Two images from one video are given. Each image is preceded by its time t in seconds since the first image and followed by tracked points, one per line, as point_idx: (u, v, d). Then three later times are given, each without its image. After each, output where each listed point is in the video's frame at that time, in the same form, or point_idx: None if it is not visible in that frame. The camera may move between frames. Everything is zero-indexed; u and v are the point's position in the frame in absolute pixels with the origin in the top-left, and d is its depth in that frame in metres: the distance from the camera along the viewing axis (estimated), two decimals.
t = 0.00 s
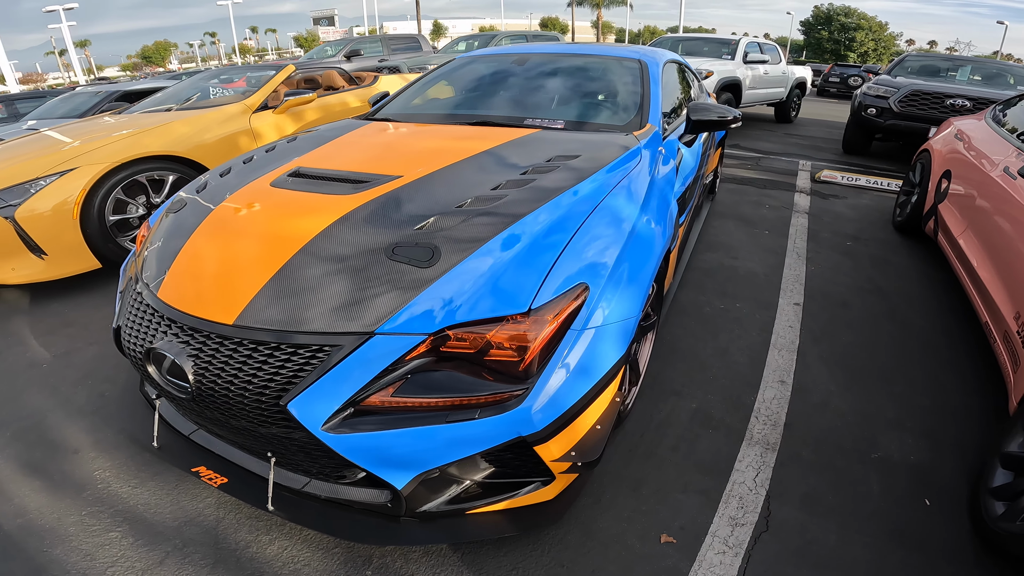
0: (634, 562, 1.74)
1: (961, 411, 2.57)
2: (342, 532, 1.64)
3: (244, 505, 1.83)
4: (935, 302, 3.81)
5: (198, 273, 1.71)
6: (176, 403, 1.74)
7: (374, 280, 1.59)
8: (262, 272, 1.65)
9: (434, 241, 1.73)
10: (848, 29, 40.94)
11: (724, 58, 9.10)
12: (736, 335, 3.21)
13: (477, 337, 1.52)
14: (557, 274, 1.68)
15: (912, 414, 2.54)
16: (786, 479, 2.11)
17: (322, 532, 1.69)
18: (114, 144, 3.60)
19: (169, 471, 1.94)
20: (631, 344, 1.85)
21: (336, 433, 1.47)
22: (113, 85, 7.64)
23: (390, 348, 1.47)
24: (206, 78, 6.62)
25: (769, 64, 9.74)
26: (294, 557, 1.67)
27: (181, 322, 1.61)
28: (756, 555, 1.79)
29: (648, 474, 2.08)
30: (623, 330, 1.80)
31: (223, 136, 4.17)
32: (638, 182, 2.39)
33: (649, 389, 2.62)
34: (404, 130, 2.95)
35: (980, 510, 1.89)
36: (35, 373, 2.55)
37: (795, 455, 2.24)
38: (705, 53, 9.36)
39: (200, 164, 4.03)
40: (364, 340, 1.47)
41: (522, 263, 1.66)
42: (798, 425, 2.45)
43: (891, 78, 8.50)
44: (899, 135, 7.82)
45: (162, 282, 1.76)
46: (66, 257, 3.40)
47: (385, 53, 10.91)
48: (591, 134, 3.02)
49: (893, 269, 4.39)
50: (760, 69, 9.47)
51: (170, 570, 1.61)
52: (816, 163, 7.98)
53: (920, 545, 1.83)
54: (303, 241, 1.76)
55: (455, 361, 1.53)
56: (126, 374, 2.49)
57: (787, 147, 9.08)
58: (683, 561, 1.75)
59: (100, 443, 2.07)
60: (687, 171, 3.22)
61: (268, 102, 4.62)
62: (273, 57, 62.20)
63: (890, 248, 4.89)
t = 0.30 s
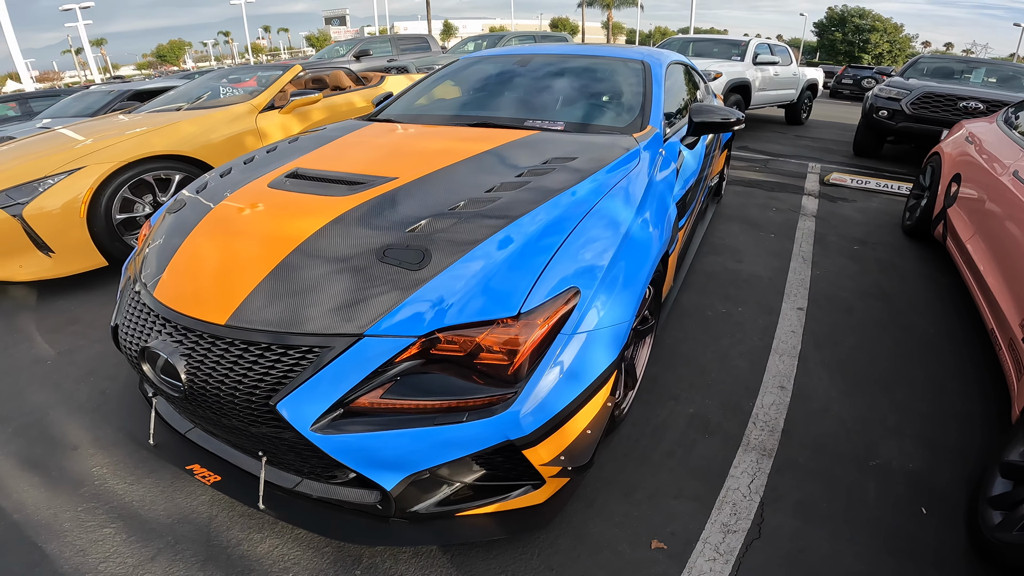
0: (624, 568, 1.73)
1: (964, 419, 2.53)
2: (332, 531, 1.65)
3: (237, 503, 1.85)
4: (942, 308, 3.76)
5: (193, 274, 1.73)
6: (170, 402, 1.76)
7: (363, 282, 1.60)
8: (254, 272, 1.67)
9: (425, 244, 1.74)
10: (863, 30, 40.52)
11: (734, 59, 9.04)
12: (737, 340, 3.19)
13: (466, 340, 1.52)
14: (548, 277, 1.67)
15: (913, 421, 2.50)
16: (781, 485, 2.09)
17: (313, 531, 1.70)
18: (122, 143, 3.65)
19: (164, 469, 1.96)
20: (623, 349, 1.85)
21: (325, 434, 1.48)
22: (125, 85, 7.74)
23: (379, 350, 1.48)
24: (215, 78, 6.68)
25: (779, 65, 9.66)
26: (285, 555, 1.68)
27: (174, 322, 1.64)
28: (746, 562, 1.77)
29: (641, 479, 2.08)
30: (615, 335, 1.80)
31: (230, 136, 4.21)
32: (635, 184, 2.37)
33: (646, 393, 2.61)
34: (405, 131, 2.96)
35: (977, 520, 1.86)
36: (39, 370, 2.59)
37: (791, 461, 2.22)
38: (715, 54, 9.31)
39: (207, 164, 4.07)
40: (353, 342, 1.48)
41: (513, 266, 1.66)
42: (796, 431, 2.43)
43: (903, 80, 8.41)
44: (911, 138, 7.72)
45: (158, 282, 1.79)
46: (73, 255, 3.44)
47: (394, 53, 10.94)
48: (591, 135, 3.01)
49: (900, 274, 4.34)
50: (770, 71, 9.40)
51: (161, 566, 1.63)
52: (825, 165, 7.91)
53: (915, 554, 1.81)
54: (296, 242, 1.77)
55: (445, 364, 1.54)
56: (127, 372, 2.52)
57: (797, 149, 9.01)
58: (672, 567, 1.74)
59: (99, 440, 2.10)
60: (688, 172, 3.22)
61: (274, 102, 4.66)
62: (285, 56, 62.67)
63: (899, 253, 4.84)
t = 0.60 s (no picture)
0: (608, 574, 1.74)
1: (964, 430, 2.50)
2: (318, 529, 1.67)
3: (229, 500, 1.88)
4: (950, 316, 3.71)
5: (188, 275, 1.78)
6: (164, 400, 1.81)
7: (351, 286, 1.63)
8: (247, 274, 1.70)
9: (414, 248, 1.76)
10: (883, 31, 39.95)
11: (746, 61, 8.97)
12: (737, 346, 3.17)
13: (452, 344, 1.53)
14: (534, 283, 1.69)
15: (911, 430, 2.48)
16: (772, 494, 2.08)
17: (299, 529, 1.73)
18: (132, 143, 3.72)
19: (159, 465, 2.00)
20: (611, 355, 1.86)
21: (310, 434, 1.51)
22: (141, 84, 7.87)
23: (364, 353, 1.50)
24: (226, 78, 6.76)
25: (793, 67, 9.57)
26: (272, 552, 1.71)
27: (168, 321, 1.68)
28: (732, 571, 1.77)
29: (631, 485, 2.08)
30: (603, 341, 1.81)
31: (238, 136, 4.27)
32: (631, 189, 2.37)
33: (641, 399, 2.61)
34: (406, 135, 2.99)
35: (969, 532, 1.84)
36: (46, 366, 2.65)
37: (783, 470, 2.21)
38: (727, 56, 9.26)
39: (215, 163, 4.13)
40: (339, 345, 1.50)
41: (500, 271, 1.67)
42: (790, 439, 2.41)
43: (920, 83, 8.28)
44: (926, 142, 7.60)
45: (155, 282, 1.83)
46: (83, 252, 3.51)
47: (406, 54, 10.99)
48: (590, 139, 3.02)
49: (908, 281, 4.28)
50: (783, 73, 9.31)
51: (151, 560, 1.67)
52: (838, 170, 7.81)
53: (904, 567, 1.80)
54: (288, 245, 1.80)
55: (430, 367, 1.55)
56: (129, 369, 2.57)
57: (809, 153, 8.91)
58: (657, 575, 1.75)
59: (99, 436, 2.15)
60: (688, 176, 3.21)
61: (283, 102, 4.72)
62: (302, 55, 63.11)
63: (908, 259, 4.77)
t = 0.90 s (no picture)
0: None
1: (962, 438, 2.48)
2: (309, 527, 1.70)
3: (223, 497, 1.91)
4: (954, 323, 3.67)
5: (185, 275, 1.81)
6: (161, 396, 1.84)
7: (342, 287, 1.65)
8: (241, 275, 1.73)
9: (406, 250, 1.77)
10: (898, 33, 39.51)
11: (756, 64, 8.91)
12: (736, 351, 3.16)
13: (442, 346, 1.55)
14: (525, 285, 1.70)
15: (908, 438, 2.46)
16: (764, 500, 2.08)
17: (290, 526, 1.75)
18: (140, 142, 3.78)
19: (156, 461, 2.04)
20: (603, 359, 1.86)
21: (301, 433, 1.53)
22: (154, 83, 7.97)
23: (354, 354, 1.52)
24: (237, 77, 6.84)
25: (804, 70, 9.50)
26: (263, 548, 1.74)
27: (165, 320, 1.72)
28: None
29: (622, 489, 2.08)
30: (594, 345, 1.82)
31: (245, 135, 4.32)
32: (627, 192, 2.37)
33: (636, 403, 2.61)
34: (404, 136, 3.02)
35: (961, 541, 1.83)
36: (51, 362, 2.70)
37: (776, 476, 2.21)
38: (738, 58, 9.22)
39: (222, 162, 4.19)
40: (330, 345, 1.52)
41: (490, 274, 1.68)
42: (785, 445, 2.41)
43: (933, 86, 8.18)
44: (938, 146, 7.51)
45: (154, 281, 1.87)
46: (91, 249, 3.57)
47: (415, 53, 11.02)
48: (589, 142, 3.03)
49: (914, 286, 4.24)
50: (794, 75, 9.25)
51: (144, 554, 1.70)
52: (847, 173, 7.74)
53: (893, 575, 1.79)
54: (283, 245, 1.83)
55: (419, 368, 1.57)
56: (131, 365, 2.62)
57: (819, 156, 8.84)
58: None
59: (99, 432, 2.19)
60: (688, 180, 3.20)
61: (290, 102, 4.76)
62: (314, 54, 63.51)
63: (915, 265, 4.72)
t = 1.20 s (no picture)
0: None
1: (961, 447, 2.45)
2: (299, 523, 1.73)
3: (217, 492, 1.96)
4: (959, 330, 3.63)
5: (183, 272, 1.85)
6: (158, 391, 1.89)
7: (334, 286, 1.68)
8: (237, 273, 1.77)
9: (398, 251, 1.79)
10: (915, 35, 39.04)
11: (767, 65, 8.84)
12: (735, 355, 3.15)
13: (432, 347, 1.57)
14: (516, 287, 1.71)
15: (905, 445, 2.44)
16: (755, 505, 2.08)
17: (281, 522, 1.78)
18: (149, 140, 3.85)
19: (154, 457, 2.08)
20: (593, 361, 1.87)
21: (291, 430, 1.56)
22: (167, 81, 8.07)
23: (345, 354, 1.54)
24: (247, 75, 6.91)
25: (816, 72, 9.41)
26: (255, 543, 1.78)
27: (162, 316, 1.76)
28: None
29: (613, 491, 2.09)
30: (585, 348, 1.83)
31: (253, 134, 4.37)
32: (623, 195, 2.37)
33: (632, 406, 2.62)
34: (405, 137, 3.05)
35: (952, 550, 1.83)
36: (57, 357, 2.76)
37: (769, 482, 2.20)
38: (748, 60, 9.16)
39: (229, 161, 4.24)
40: (321, 344, 1.55)
41: (479, 275, 1.70)
42: (780, 450, 2.40)
43: (946, 89, 8.08)
44: (951, 150, 7.42)
45: (153, 279, 1.92)
46: (99, 245, 3.64)
47: (424, 53, 11.07)
48: (590, 143, 3.03)
49: (920, 292, 4.20)
50: (805, 78, 9.18)
51: (137, 547, 1.74)
52: (857, 177, 7.67)
53: None
54: (278, 245, 1.86)
55: (409, 368, 1.59)
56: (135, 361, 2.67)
57: (830, 159, 8.77)
58: None
59: (100, 427, 2.24)
60: (688, 183, 3.19)
61: (298, 101, 4.81)
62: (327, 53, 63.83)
63: (923, 270, 4.67)
